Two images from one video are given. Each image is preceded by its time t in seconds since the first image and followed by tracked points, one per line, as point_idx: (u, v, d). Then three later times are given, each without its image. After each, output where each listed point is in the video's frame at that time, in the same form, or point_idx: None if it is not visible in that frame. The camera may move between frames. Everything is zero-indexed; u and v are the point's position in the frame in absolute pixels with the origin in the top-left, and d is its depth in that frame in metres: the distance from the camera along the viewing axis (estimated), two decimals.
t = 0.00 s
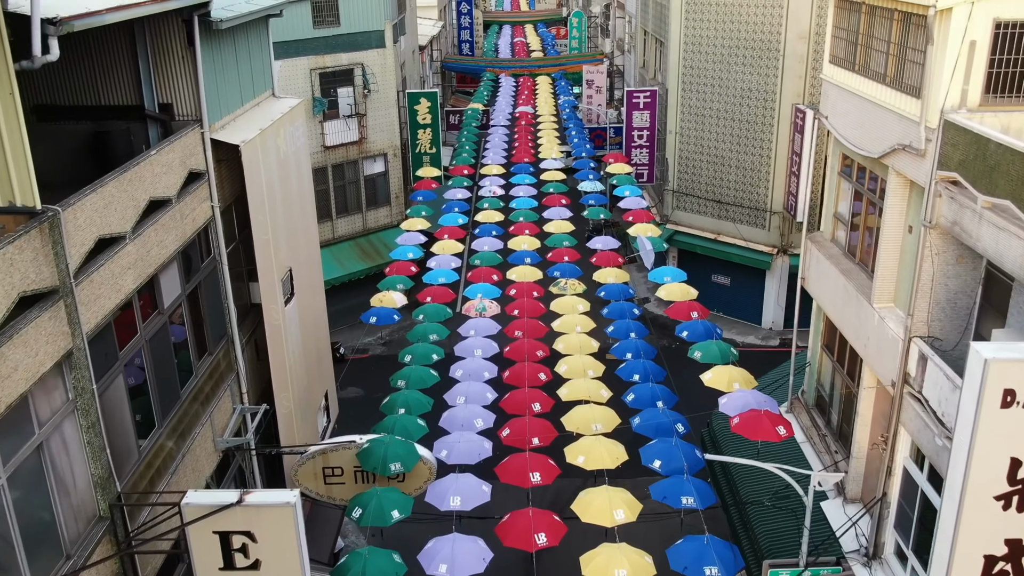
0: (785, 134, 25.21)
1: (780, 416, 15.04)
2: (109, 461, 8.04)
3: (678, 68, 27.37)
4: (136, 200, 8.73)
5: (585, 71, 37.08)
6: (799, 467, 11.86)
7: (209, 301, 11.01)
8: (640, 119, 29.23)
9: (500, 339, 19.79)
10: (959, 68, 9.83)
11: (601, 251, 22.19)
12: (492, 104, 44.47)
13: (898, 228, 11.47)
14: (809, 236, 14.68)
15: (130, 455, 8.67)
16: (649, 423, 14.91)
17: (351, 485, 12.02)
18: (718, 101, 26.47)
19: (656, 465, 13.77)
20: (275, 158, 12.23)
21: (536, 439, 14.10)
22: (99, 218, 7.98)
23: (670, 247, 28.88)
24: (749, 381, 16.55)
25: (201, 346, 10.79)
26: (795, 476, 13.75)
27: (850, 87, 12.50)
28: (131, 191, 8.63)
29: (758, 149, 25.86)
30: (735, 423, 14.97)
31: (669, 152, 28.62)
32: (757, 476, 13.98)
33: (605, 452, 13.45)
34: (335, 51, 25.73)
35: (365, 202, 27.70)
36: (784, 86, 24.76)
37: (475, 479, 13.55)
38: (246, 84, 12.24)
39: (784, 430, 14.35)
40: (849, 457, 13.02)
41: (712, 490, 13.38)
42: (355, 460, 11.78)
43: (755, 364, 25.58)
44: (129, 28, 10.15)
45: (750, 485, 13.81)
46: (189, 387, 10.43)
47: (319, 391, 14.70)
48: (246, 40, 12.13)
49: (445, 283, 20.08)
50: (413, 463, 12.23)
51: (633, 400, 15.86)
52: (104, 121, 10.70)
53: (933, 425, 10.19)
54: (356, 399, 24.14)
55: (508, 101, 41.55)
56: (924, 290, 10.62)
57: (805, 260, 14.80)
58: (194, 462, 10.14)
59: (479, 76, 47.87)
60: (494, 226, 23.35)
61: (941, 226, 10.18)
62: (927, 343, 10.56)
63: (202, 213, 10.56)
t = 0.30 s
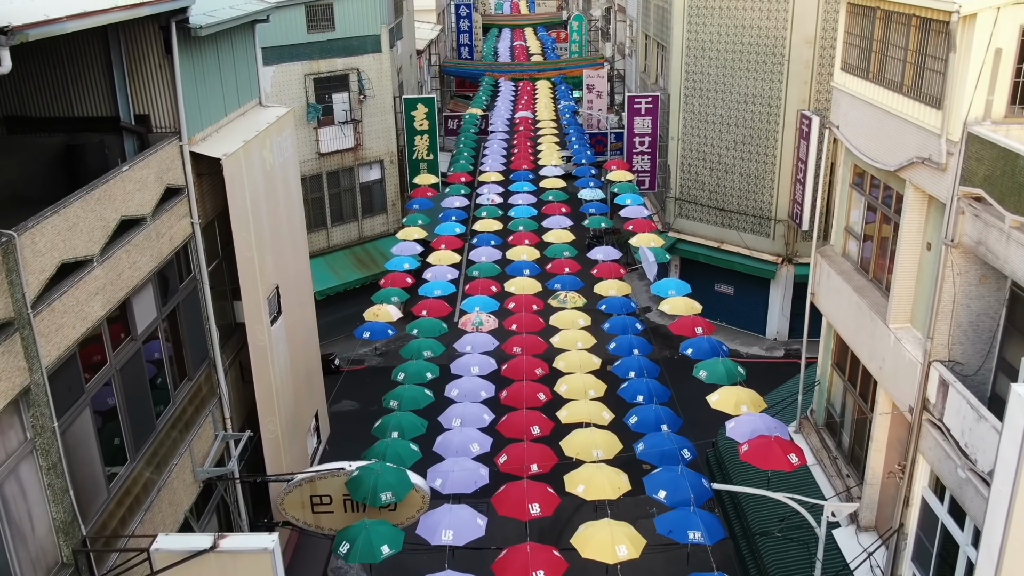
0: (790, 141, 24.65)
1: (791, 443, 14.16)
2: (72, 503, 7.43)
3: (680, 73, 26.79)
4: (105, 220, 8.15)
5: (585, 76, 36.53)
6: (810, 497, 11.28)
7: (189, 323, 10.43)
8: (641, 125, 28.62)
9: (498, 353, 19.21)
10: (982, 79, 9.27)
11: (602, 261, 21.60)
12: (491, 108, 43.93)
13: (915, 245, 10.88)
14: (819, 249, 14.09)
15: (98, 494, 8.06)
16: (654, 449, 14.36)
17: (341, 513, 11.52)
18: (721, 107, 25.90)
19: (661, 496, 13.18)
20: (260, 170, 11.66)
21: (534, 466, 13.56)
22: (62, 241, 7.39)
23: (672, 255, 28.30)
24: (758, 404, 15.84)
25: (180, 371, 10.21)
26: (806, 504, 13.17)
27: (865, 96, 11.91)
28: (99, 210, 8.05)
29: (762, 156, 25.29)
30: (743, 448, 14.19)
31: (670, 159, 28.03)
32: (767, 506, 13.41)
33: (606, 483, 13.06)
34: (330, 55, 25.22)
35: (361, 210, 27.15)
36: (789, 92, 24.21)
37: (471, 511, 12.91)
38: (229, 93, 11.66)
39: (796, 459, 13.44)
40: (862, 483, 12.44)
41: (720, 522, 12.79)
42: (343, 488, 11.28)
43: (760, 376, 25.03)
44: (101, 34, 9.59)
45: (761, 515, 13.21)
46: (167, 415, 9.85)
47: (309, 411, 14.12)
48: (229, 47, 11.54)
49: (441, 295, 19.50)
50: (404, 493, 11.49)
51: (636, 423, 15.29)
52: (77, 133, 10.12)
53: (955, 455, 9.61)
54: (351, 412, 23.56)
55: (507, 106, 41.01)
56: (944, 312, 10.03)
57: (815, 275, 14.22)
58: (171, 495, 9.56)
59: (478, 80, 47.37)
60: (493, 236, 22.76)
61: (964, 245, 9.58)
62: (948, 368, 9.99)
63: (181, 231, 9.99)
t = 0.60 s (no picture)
0: (795, 156, 24.15)
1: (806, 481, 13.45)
2: (29, 561, 6.81)
3: (681, 86, 26.28)
4: (70, 251, 7.58)
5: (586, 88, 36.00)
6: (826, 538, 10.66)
7: (166, 355, 9.84)
8: (642, 139, 28.04)
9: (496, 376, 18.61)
10: (1009, 99, 8.74)
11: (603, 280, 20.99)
12: (490, 121, 43.44)
13: (935, 272, 10.30)
14: (830, 272, 13.50)
15: (60, 547, 7.44)
16: (659, 486, 13.79)
17: (329, 555, 10.89)
18: (724, 121, 25.39)
19: (667, 539, 12.55)
20: (244, 192, 11.09)
21: (531, 504, 13.06)
22: (20, 275, 6.81)
23: (674, 272, 27.72)
24: (766, 438, 15.31)
25: (156, 406, 9.61)
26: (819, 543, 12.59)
27: (880, 114, 11.33)
28: (63, 240, 7.47)
29: (766, 171, 24.77)
30: (755, 487, 13.62)
31: (672, 174, 27.49)
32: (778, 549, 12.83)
33: (607, 525, 12.60)
34: (326, 69, 24.73)
35: (356, 226, 26.59)
36: (793, 106, 23.71)
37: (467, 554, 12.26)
38: (210, 111, 11.07)
39: (810, 500, 12.80)
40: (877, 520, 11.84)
41: (729, 567, 12.14)
42: (330, 527, 10.71)
43: (765, 396, 24.41)
44: (73, 49, 9.08)
45: (772, 557, 12.61)
46: (142, 454, 9.25)
47: (298, 441, 13.51)
48: (208, 63, 10.95)
49: (436, 316, 18.89)
50: (394, 535, 10.70)
51: (640, 457, 14.71)
52: (48, 155, 9.54)
53: (981, 498, 9.00)
54: (345, 434, 22.92)
55: (506, 119, 40.52)
56: (968, 345, 9.44)
57: (825, 299, 13.63)
58: (144, 541, 8.94)
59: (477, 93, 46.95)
60: (490, 253, 22.18)
61: (990, 274, 8.99)
62: (971, 403, 9.40)
63: (157, 258, 9.41)
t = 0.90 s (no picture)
0: (801, 175, 23.61)
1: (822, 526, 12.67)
2: None
3: (684, 104, 25.77)
4: (30, 290, 7.00)
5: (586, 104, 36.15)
6: None
7: (142, 394, 9.23)
8: (645, 157, 27.44)
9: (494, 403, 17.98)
10: None
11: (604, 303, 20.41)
12: (489, 138, 42.96)
13: (958, 305, 9.71)
14: (843, 300, 12.92)
15: None
16: (666, 529, 13.18)
17: None
18: (728, 139, 24.87)
19: None
20: (228, 219, 10.52)
21: (531, 550, 12.46)
22: None
23: (677, 292, 27.12)
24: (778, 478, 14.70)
25: (130, 450, 8.98)
26: None
27: (899, 137, 10.75)
28: (22, 278, 6.88)
29: (771, 190, 24.23)
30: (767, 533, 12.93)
31: (674, 192, 26.95)
32: None
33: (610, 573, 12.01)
34: (321, 86, 24.26)
35: (352, 245, 26.04)
36: (799, 124, 23.18)
37: None
38: (192, 134, 10.51)
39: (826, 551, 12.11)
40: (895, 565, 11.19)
41: None
42: None
43: (770, 421, 23.78)
44: (43, 70, 8.52)
45: None
46: (114, 503, 8.63)
47: (286, 477, 12.89)
48: (188, 83, 10.38)
49: (432, 342, 18.28)
50: None
51: (646, 498, 14.11)
52: (18, 182, 8.98)
53: (1013, 550, 8.37)
54: (339, 460, 22.27)
55: (505, 136, 40.05)
56: (997, 385, 8.84)
57: (838, 328, 13.02)
58: None
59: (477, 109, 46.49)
60: (489, 275, 21.59)
61: (1022, 310, 8.39)
62: (1000, 447, 8.79)
63: (131, 292, 8.82)
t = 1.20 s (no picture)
0: (808, 192, 23.05)
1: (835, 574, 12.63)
2: None
3: (688, 119, 25.25)
4: None
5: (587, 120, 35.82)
6: None
7: (117, 436, 8.63)
8: (647, 174, 26.80)
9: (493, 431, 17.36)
10: None
11: (607, 326, 19.80)
12: (489, 152, 42.45)
13: (986, 340, 9.12)
14: (858, 328, 12.32)
15: None
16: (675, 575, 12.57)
17: None
18: (732, 156, 24.33)
19: None
20: (210, 247, 9.95)
21: None
22: None
23: (680, 312, 26.52)
24: (793, 522, 14.26)
25: (101, 497, 8.36)
26: None
27: (924, 160, 10.14)
28: None
29: (777, 207, 23.66)
30: None
31: (678, 210, 26.37)
32: None
33: None
34: (316, 102, 23.77)
35: (349, 265, 25.46)
36: (805, 140, 22.64)
37: None
38: (172, 157, 9.96)
39: None
40: None
41: None
42: None
43: (777, 446, 23.14)
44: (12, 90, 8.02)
45: None
46: (83, 556, 7.99)
47: (274, 515, 12.25)
48: (167, 103, 9.84)
49: (429, 367, 17.66)
50: None
51: (653, 541, 13.52)
52: None
53: None
54: (334, 487, 21.62)
55: (506, 152, 39.52)
56: None
57: (855, 359, 12.41)
58: None
59: (476, 123, 46.01)
60: (488, 296, 20.97)
61: None
62: None
63: (103, 328, 8.24)
